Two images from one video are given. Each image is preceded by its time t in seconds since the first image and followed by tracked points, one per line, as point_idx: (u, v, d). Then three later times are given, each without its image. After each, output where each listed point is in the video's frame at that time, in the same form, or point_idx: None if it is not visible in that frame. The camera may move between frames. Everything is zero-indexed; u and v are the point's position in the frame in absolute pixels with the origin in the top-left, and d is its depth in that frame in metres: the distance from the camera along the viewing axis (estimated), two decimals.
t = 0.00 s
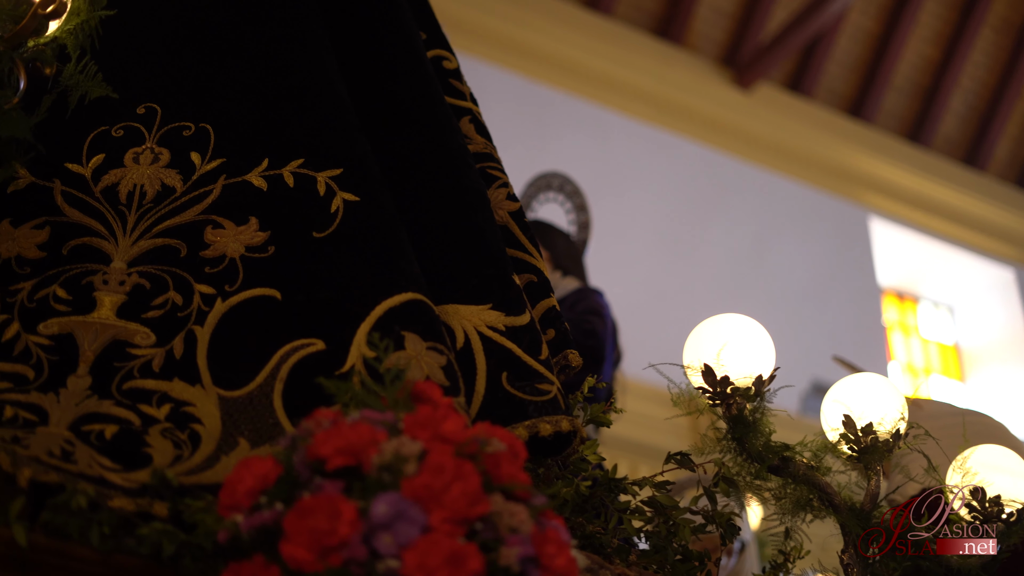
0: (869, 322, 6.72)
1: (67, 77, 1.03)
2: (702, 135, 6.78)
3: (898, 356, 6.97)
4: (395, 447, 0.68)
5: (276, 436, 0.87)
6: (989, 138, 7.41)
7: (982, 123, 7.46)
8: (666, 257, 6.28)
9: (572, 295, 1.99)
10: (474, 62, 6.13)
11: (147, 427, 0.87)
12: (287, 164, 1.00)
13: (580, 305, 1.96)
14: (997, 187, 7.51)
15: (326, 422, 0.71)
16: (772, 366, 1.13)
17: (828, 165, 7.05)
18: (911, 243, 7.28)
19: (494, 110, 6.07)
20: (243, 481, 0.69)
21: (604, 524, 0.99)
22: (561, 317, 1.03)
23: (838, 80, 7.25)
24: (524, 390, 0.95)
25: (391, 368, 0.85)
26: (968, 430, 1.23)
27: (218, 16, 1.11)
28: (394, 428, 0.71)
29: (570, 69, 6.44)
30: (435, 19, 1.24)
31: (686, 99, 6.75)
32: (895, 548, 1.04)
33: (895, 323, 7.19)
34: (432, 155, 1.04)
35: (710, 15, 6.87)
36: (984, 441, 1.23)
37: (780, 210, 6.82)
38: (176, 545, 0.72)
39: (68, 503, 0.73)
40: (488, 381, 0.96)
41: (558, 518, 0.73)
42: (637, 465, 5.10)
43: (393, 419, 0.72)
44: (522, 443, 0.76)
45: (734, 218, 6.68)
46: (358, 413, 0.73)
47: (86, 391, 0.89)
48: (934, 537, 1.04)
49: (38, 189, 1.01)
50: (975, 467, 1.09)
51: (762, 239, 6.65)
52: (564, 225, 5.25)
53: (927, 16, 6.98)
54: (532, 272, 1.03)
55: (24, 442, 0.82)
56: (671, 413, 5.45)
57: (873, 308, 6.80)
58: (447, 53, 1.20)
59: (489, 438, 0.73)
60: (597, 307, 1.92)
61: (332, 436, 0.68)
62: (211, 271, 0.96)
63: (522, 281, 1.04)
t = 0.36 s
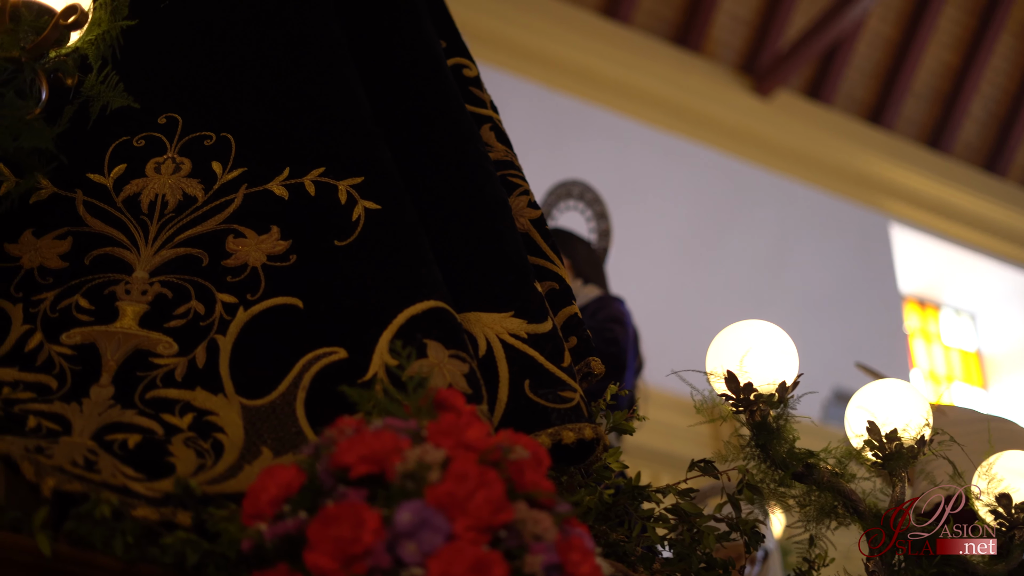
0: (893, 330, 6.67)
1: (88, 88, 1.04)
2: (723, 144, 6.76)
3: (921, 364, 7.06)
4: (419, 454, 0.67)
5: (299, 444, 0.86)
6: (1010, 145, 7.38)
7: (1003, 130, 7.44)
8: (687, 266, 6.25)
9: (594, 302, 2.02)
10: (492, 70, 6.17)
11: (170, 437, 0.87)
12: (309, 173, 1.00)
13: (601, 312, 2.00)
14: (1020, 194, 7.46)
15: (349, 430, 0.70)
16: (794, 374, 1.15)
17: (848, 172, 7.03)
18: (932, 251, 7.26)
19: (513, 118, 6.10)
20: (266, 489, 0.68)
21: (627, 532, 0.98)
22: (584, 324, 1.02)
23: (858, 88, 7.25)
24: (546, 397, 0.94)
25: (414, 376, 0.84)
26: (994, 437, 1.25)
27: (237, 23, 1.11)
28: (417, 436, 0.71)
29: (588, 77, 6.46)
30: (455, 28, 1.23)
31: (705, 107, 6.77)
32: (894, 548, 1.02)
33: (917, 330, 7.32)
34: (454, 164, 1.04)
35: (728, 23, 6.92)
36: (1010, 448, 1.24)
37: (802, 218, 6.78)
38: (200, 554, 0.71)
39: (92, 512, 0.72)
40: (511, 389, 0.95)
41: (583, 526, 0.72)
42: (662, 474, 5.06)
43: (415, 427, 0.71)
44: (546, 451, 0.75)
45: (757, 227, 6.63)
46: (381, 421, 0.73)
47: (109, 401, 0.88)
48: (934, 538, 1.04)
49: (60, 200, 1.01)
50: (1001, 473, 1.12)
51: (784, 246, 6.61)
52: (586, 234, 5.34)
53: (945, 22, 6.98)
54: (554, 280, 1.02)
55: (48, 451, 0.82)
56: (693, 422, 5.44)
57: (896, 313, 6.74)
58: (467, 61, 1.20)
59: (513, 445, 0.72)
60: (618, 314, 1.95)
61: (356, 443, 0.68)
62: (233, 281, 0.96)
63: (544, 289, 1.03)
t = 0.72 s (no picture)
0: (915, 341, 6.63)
1: (108, 103, 1.00)
2: (743, 156, 6.75)
3: (941, 375, 6.96)
4: (439, 466, 0.65)
5: (320, 457, 0.86)
6: None
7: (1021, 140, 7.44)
8: (708, 278, 6.22)
9: (613, 314, 2.03)
10: (509, 83, 6.16)
11: (191, 450, 0.87)
12: (328, 186, 1.00)
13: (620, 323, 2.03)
14: None
15: (369, 442, 0.69)
16: (815, 384, 1.19)
17: (865, 183, 7.04)
18: (953, 262, 7.22)
19: (531, 129, 6.08)
20: (286, 502, 0.66)
21: (648, 544, 0.98)
22: (603, 335, 1.02)
23: (875, 98, 7.25)
24: (567, 409, 0.94)
25: (434, 388, 0.83)
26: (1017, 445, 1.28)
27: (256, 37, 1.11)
28: (439, 448, 0.69)
29: (605, 89, 6.47)
30: (473, 41, 1.24)
31: (722, 119, 6.78)
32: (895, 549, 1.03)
33: (937, 341, 7.22)
34: (474, 177, 1.04)
35: (744, 34, 6.95)
36: None
37: (823, 232, 6.77)
38: (220, 567, 0.70)
39: (113, 525, 0.72)
40: (531, 401, 0.94)
41: (605, 538, 0.70)
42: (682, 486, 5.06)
43: (437, 438, 0.70)
44: (567, 462, 0.73)
45: (779, 240, 6.58)
46: (401, 432, 0.71)
47: (130, 414, 0.89)
48: (934, 538, 1.03)
49: (79, 214, 1.01)
50: None
51: (803, 258, 6.59)
52: (604, 245, 5.31)
53: (963, 31, 6.97)
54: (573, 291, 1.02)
55: (68, 465, 0.82)
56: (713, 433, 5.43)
57: (916, 323, 6.70)
58: (486, 74, 1.20)
59: (534, 456, 0.71)
60: (637, 326, 1.96)
61: (376, 455, 0.66)
62: (252, 293, 0.96)
63: (563, 300, 1.03)
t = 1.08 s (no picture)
0: (929, 352, 6.64)
1: (123, 115, 1.01)
2: (759, 168, 6.75)
3: (959, 388, 6.81)
4: (456, 477, 0.65)
5: (336, 468, 0.86)
6: None
7: None
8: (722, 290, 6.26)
9: (629, 325, 2.02)
10: (525, 95, 6.22)
11: (207, 462, 0.87)
12: (344, 197, 1.00)
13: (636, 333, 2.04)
14: None
15: (385, 454, 0.68)
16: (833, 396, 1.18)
17: (882, 194, 7.00)
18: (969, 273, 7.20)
19: (546, 141, 6.13)
20: (303, 514, 0.66)
21: (666, 555, 0.99)
22: (620, 346, 1.02)
23: (889, 107, 7.23)
24: (584, 420, 0.93)
25: (451, 400, 0.83)
26: None
27: (271, 49, 1.11)
28: (455, 458, 0.69)
29: (619, 101, 6.49)
30: (487, 52, 1.24)
31: (736, 131, 6.77)
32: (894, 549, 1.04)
33: (954, 352, 7.07)
34: (489, 189, 1.04)
35: (760, 47, 6.95)
36: None
37: (838, 244, 6.79)
38: None
39: (130, 537, 0.71)
40: (548, 412, 0.94)
41: (623, 549, 0.70)
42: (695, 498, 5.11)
43: (453, 449, 0.69)
44: (584, 473, 0.73)
45: (794, 253, 6.62)
46: (418, 443, 0.71)
47: (146, 426, 0.89)
48: (934, 538, 1.06)
49: (95, 226, 1.01)
50: None
51: (817, 268, 6.63)
52: (620, 257, 5.25)
53: (978, 42, 6.98)
54: (588, 302, 1.02)
55: (84, 477, 0.82)
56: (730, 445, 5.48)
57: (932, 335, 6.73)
58: (501, 84, 1.20)
59: (550, 467, 0.70)
60: (654, 339, 1.94)
61: (393, 467, 0.65)
62: (268, 305, 0.96)
63: (579, 311, 1.03)
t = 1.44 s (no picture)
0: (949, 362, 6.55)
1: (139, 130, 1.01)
2: (775, 178, 6.70)
3: (977, 397, 6.77)
4: (474, 489, 0.64)
5: (353, 482, 0.86)
6: None
7: None
8: (741, 300, 6.14)
9: (646, 336, 2.09)
10: (538, 105, 6.18)
11: (224, 476, 0.87)
12: (359, 211, 1.00)
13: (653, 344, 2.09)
14: None
15: (403, 467, 0.67)
16: (851, 405, 1.17)
17: (899, 203, 6.97)
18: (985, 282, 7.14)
19: (559, 150, 6.07)
20: (321, 527, 0.65)
21: (685, 565, 0.98)
22: (636, 357, 1.02)
23: (905, 118, 7.25)
24: (601, 431, 0.93)
25: (467, 412, 0.83)
26: None
27: (285, 62, 1.11)
28: (472, 471, 0.68)
29: (632, 113, 6.48)
30: (502, 64, 1.24)
31: (752, 142, 6.76)
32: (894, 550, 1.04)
33: (972, 362, 7.03)
34: (504, 203, 1.03)
35: (773, 57, 6.97)
36: None
37: (857, 255, 6.70)
38: None
39: (147, 553, 0.72)
40: (565, 423, 0.94)
41: (641, 560, 0.69)
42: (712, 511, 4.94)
43: (471, 461, 0.68)
44: (601, 483, 0.72)
45: (814, 263, 6.50)
46: (435, 456, 0.70)
47: (163, 441, 0.88)
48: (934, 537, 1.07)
49: (111, 242, 1.01)
50: None
51: (836, 277, 6.53)
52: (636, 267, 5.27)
53: (994, 51, 7.02)
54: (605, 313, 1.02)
55: (102, 492, 0.82)
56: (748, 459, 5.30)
57: (951, 344, 6.66)
58: (515, 96, 1.20)
59: (569, 478, 0.70)
60: (671, 349, 2.01)
61: (411, 479, 0.64)
62: (284, 319, 0.96)
63: (596, 322, 1.03)
